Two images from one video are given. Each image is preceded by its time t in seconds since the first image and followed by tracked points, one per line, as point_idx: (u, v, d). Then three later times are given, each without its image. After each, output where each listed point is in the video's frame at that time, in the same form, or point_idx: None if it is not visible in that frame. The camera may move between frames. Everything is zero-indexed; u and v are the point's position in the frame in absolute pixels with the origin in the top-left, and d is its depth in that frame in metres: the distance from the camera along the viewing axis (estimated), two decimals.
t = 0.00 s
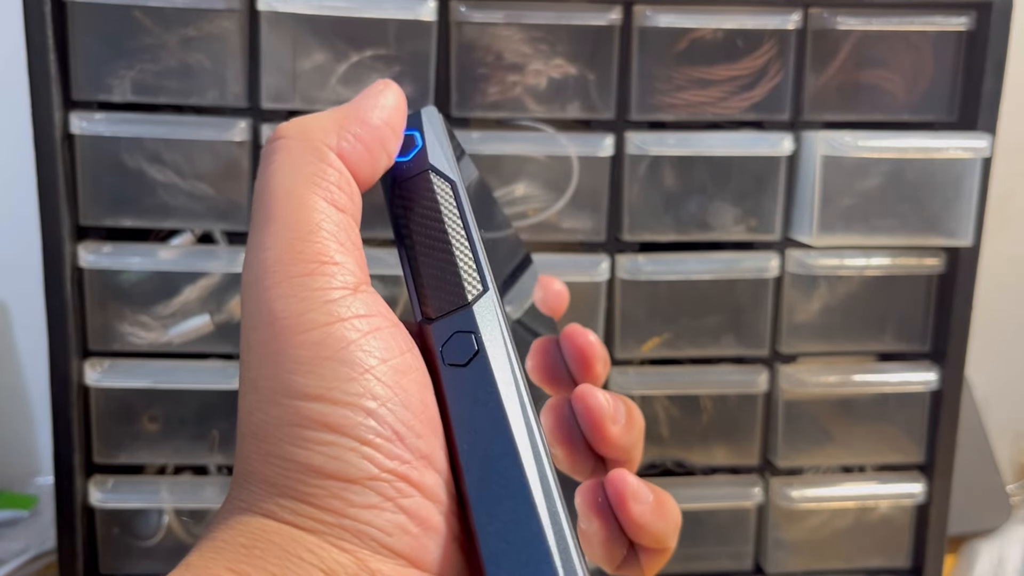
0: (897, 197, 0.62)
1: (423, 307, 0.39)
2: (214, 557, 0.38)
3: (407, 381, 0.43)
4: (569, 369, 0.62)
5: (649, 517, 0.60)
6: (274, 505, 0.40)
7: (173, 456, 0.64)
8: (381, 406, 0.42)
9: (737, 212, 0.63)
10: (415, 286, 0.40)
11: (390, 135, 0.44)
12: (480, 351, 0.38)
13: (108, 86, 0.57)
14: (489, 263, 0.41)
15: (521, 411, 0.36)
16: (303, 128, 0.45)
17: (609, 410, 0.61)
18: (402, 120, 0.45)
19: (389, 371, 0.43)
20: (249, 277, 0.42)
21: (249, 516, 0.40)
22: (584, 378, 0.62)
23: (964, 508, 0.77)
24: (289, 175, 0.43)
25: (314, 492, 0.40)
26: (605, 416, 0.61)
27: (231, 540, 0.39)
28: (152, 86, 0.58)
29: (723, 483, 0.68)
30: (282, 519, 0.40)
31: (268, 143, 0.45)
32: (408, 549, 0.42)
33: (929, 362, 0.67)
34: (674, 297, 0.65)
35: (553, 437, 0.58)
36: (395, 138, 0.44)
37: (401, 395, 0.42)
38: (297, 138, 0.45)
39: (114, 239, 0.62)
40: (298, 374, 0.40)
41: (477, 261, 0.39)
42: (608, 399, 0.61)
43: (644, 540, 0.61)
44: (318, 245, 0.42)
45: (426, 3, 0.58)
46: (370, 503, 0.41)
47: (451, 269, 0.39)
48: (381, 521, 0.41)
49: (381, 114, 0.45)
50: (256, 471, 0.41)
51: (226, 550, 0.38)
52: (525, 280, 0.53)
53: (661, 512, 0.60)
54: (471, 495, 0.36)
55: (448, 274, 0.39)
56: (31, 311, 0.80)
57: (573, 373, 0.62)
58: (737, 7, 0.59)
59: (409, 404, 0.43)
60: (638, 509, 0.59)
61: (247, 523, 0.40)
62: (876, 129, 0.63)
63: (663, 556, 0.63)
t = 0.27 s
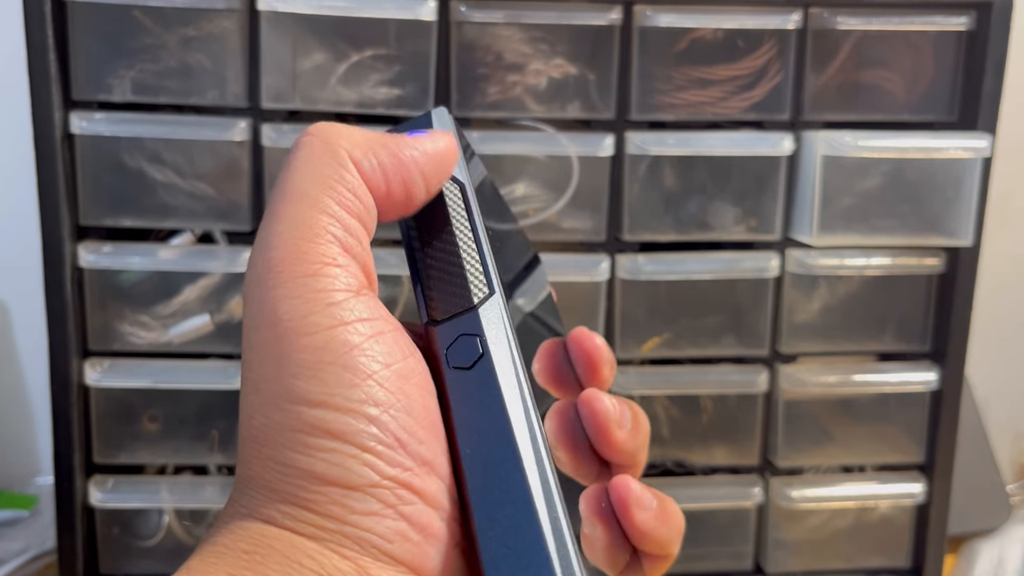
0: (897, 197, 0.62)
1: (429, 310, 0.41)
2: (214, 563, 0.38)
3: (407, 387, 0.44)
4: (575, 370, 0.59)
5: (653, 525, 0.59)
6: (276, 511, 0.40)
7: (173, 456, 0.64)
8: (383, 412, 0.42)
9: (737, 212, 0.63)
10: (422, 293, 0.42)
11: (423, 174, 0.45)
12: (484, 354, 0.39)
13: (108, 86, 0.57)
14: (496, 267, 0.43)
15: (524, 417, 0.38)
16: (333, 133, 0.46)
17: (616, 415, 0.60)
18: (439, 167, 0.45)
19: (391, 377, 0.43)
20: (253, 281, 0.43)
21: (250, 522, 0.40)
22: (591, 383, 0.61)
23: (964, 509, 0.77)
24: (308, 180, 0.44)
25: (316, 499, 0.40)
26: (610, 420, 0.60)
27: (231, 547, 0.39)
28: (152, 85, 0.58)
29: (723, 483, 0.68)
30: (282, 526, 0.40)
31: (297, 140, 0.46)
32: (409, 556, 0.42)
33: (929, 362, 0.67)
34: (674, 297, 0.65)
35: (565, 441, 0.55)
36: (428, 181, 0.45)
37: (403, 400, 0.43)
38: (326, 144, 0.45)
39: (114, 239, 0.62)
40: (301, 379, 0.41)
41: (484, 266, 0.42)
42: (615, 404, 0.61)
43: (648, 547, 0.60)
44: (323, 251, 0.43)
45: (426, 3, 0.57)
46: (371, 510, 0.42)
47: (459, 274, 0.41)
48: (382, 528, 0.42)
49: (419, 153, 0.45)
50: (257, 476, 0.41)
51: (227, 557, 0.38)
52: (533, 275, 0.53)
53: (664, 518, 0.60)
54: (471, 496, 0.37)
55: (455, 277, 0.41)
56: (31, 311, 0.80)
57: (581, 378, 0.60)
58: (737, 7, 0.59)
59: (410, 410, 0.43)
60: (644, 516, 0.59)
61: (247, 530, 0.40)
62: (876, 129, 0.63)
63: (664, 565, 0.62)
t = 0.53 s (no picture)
0: (897, 197, 0.62)
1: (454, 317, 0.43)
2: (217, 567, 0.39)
3: (419, 397, 0.44)
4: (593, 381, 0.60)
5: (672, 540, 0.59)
6: (279, 518, 0.41)
7: (173, 456, 0.64)
8: (393, 423, 0.43)
9: (737, 212, 0.63)
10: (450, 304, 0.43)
11: (479, 247, 0.43)
12: (506, 358, 0.41)
13: (108, 86, 0.57)
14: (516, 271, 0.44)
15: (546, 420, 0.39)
16: (416, 153, 0.45)
17: (636, 424, 0.60)
18: (495, 250, 0.43)
19: (405, 387, 0.44)
20: (279, 283, 0.43)
21: (254, 527, 0.41)
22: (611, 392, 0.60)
23: (964, 509, 0.77)
24: (368, 187, 0.44)
25: (320, 508, 0.41)
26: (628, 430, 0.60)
27: (236, 554, 0.40)
28: (152, 85, 0.57)
29: (722, 483, 0.68)
30: (284, 534, 0.41)
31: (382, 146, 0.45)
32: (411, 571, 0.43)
33: (929, 362, 0.67)
34: (674, 297, 0.65)
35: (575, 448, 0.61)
36: (478, 262, 0.44)
37: (415, 412, 0.44)
38: (405, 161, 0.44)
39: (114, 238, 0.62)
40: (314, 383, 0.41)
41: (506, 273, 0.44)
42: (635, 414, 0.60)
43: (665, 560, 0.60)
44: (349, 257, 0.43)
45: (426, 3, 0.57)
46: (374, 524, 0.42)
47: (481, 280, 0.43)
48: (384, 542, 0.42)
49: (481, 225, 0.43)
50: (264, 481, 0.41)
51: (229, 564, 0.39)
52: (548, 273, 0.54)
53: (683, 532, 0.59)
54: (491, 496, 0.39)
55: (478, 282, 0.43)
56: (31, 311, 0.80)
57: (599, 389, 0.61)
58: (737, 7, 0.59)
59: (421, 421, 0.44)
60: (662, 529, 0.58)
61: (252, 537, 0.41)
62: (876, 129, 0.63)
63: None
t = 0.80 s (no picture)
0: (897, 196, 0.62)
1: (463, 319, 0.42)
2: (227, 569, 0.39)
3: (428, 399, 0.44)
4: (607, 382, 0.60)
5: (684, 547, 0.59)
6: (289, 521, 0.41)
7: (173, 456, 0.64)
8: (401, 424, 0.43)
9: (737, 212, 0.63)
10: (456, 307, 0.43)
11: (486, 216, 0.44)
12: (516, 361, 0.40)
13: (108, 86, 0.57)
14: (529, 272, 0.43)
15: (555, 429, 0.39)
16: (395, 144, 0.45)
17: (648, 428, 0.60)
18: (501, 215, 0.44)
19: (412, 388, 0.44)
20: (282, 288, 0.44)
21: (264, 530, 0.41)
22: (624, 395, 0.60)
23: (964, 509, 0.77)
24: (354, 188, 0.44)
25: (330, 511, 0.41)
26: (640, 433, 0.60)
27: (246, 556, 0.40)
28: (152, 85, 0.57)
29: (722, 483, 0.68)
30: (295, 537, 0.40)
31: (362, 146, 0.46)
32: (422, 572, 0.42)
33: (930, 362, 0.67)
34: (674, 296, 0.65)
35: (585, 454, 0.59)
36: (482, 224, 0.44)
37: (423, 414, 0.44)
38: (388, 154, 0.45)
39: (114, 238, 0.62)
40: (322, 388, 0.41)
41: (518, 273, 0.42)
42: (648, 418, 0.60)
43: (677, 565, 0.59)
44: (352, 260, 0.44)
45: (425, 3, 0.57)
46: (384, 526, 0.42)
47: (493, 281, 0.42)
48: (394, 543, 0.42)
49: (484, 192, 0.43)
50: (274, 486, 0.41)
51: (240, 566, 0.39)
52: (552, 287, 0.52)
53: (695, 537, 0.59)
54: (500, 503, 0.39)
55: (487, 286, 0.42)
56: (31, 311, 0.80)
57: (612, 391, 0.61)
58: (737, 7, 0.59)
59: (429, 423, 0.44)
60: (673, 534, 0.58)
61: (262, 539, 0.41)
62: (877, 129, 0.63)
63: None
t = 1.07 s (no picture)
0: (898, 196, 0.62)
1: (458, 316, 0.43)
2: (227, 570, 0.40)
3: (424, 395, 0.44)
4: (609, 382, 0.60)
5: (687, 545, 0.59)
6: (289, 521, 0.41)
7: (173, 456, 0.64)
8: (396, 421, 0.43)
9: (737, 212, 0.63)
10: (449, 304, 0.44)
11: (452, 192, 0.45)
12: (509, 360, 0.41)
13: (108, 86, 0.57)
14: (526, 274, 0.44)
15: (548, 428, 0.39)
16: (353, 149, 0.47)
17: (650, 427, 0.60)
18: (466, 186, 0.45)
19: (407, 384, 0.44)
20: (272, 292, 0.44)
21: (266, 530, 0.41)
22: (625, 394, 0.61)
23: (964, 509, 0.77)
24: (326, 194, 0.46)
25: (329, 509, 0.41)
26: (641, 432, 0.60)
27: (247, 555, 0.40)
28: (152, 85, 0.57)
29: (722, 483, 0.68)
30: (295, 535, 0.41)
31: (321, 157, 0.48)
32: (425, 568, 0.42)
33: (930, 362, 0.67)
34: (674, 296, 0.65)
35: (587, 450, 0.57)
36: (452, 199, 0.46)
37: (419, 410, 0.44)
38: (347, 159, 0.47)
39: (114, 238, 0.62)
40: (314, 388, 0.42)
41: (513, 274, 0.43)
42: (649, 417, 0.60)
43: (679, 563, 0.59)
44: (338, 261, 0.44)
45: (425, 3, 0.57)
46: (384, 523, 0.42)
47: (488, 281, 0.43)
48: (394, 540, 0.42)
49: (443, 168, 0.45)
50: (272, 486, 0.42)
51: (241, 566, 0.40)
52: (560, 286, 0.53)
53: (695, 535, 0.59)
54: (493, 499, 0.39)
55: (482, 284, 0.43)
56: (32, 311, 0.80)
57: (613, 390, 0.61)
58: (737, 7, 0.59)
59: (427, 420, 0.44)
60: (673, 532, 0.58)
61: (263, 538, 0.41)
62: (877, 129, 0.63)
63: None
